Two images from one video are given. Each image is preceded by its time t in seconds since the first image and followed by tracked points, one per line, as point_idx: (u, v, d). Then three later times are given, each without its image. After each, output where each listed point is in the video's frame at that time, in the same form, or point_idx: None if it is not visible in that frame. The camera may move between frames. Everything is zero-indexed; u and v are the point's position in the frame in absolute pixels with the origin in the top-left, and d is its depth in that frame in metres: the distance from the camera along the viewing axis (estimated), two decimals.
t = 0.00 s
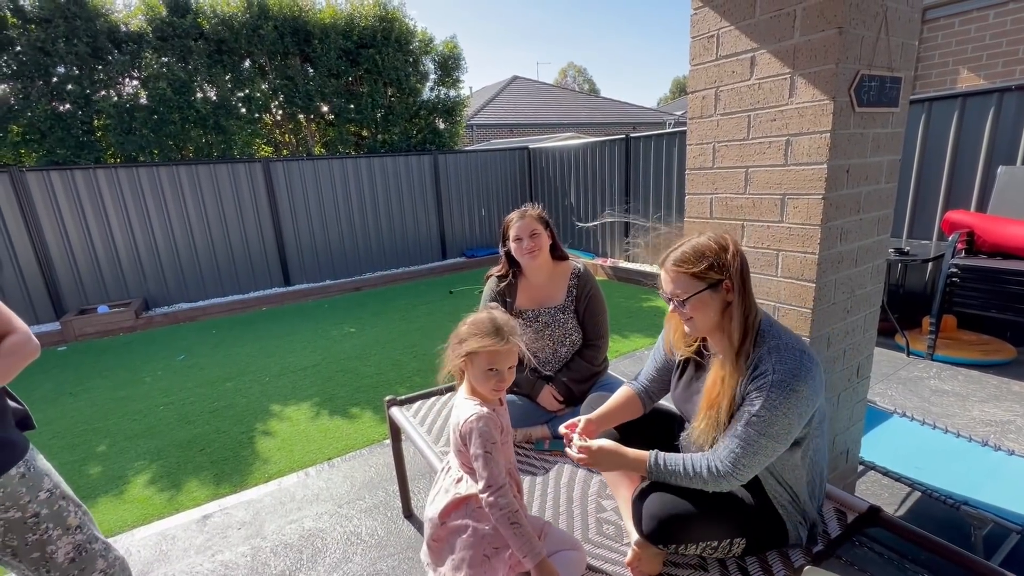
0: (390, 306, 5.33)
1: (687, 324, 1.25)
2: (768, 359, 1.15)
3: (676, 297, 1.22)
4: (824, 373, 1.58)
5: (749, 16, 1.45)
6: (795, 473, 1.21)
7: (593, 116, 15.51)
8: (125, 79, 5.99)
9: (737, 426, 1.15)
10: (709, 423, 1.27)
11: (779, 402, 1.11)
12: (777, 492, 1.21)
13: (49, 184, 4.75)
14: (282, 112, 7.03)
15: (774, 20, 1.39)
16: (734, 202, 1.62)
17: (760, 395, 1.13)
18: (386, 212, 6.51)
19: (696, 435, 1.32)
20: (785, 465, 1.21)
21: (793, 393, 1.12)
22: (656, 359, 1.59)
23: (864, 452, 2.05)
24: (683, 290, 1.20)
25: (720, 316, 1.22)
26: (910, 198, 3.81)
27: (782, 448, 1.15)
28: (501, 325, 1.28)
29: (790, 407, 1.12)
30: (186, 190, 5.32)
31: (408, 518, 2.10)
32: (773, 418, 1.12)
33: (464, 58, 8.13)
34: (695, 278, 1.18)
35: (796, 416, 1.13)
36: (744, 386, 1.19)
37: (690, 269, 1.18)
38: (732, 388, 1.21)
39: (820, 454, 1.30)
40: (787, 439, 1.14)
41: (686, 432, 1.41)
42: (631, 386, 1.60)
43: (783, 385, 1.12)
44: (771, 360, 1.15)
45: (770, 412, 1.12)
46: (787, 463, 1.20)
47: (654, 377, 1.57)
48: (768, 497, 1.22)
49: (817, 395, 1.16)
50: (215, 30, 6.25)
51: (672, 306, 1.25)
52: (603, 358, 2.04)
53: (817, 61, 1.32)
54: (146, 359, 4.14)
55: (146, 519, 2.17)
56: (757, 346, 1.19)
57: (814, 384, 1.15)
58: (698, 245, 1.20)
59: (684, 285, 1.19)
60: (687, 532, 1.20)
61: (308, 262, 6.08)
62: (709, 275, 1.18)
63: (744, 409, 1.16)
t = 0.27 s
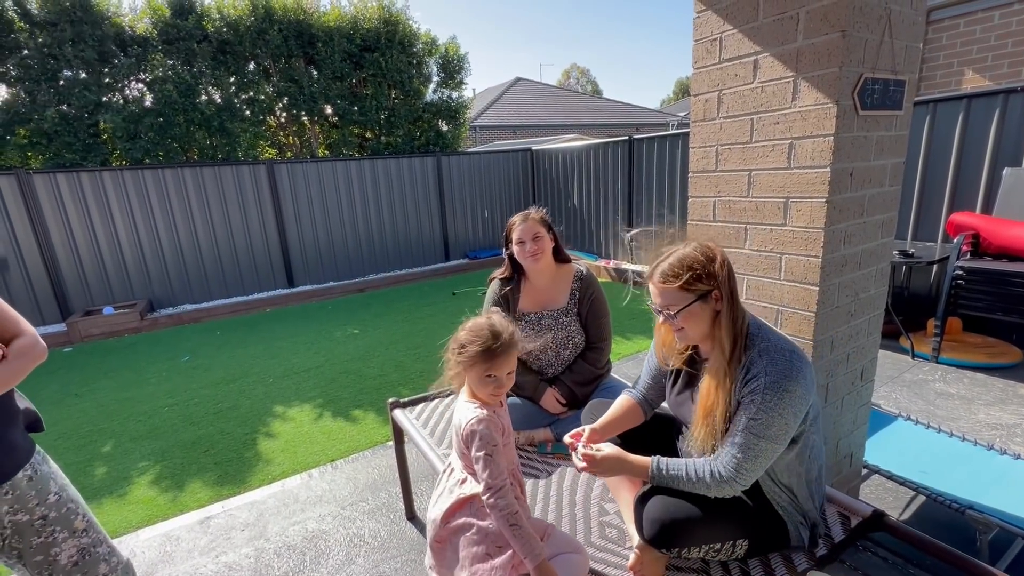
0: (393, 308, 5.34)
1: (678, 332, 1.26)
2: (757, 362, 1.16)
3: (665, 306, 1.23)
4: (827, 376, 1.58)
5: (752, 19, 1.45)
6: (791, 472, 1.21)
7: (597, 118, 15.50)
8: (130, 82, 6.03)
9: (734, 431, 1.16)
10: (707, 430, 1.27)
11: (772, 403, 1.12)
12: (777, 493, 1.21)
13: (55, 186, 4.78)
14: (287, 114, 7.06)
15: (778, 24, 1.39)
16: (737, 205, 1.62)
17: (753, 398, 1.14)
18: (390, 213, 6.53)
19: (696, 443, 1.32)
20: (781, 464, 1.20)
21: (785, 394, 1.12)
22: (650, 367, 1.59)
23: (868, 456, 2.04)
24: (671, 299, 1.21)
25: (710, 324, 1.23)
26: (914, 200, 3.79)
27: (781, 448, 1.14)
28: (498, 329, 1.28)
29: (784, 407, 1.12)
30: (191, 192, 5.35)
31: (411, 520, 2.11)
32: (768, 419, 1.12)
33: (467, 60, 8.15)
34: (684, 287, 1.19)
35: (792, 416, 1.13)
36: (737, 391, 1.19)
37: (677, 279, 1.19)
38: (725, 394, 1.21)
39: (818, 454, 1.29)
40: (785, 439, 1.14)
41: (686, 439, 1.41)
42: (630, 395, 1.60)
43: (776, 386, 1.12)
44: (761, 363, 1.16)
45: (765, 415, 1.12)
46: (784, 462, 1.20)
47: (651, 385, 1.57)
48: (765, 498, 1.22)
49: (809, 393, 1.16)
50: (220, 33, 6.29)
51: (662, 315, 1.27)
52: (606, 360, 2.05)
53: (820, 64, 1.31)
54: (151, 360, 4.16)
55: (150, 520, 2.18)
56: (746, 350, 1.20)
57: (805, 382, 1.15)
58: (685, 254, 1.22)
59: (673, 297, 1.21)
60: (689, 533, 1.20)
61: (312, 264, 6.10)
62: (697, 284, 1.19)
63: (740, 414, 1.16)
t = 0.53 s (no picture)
0: (397, 308, 5.34)
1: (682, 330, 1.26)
2: (759, 358, 1.16)
3: (669, 304, 1.23)
4: (833, 377, 1.57)
5: (758, 19, 1.45)
6: (798, 472, 1.21)
7: (601, 119, 15.50)
8: (136, 84, 6.06)
9: (738, 428, 1.15)
10: (711, 429, 1.27)
11: (775, 399, 1.11)
12: (781, 491, 1.21)
13: (62, 187, 4.81)
14: (291, 116, 7.08)
15: (784, 23, 1.39)
16: (742, 205, 1.61)
17: (756, 394, 1.13)
18: (393, 214, 6.54)
19: (700, 442, 1.32)
20: (788, 462, 1.20)
21: (787, 389, 1.12)
22: (657, 366, 1.59)
23: (875, 457, 2.03)
24: (674, 299, 1.21)
25: (714, 322, 1.23)
26: (920, 200, 3.77)
27: (785, 445, 1.14)
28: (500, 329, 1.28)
29: (786, 402, 1.12)
30: (196, 193, 5.38)
31: (415, 520, 2.11)
32: (771, 415, 1.11)
33: (471, 62, 8.16)
34: (688, 286, 1.19)
35: (794, 411, 1.13)
36: (740, 388, 1.19)
37: (680, 278, 1.19)
38: (727, 391, 1.22)
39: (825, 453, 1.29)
40: (789, 435, 1.13)
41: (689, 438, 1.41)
42: (638, 394, 1.60)
43: (778, 382, 1.12)
44: (762, 359, 1.15)
45: (767, 411, 1.12)
46: (790, 460, 1.20)
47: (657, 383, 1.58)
48: (771, 497, 1.22)
49: (812, 388, 1.16)
50: (225, 35, 6.31)
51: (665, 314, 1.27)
52: (611, 361, 2.05)
53: (827, 64, 1.31)
54: (157, 361, 4.18)
55: (156, 519, 2.19)
56: (748, 347, 1.20)
57: (807, 377, 1.15)
58: (689, 253, 1.22)
59: (676, 295, 1.21)
60: (696, 532, 1.19)
61: (316, 265, 6.12)
62: (700, 283, 1.19)
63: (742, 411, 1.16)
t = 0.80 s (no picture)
0: (400, 309, 5.35)
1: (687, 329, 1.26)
2: (765, 357, 1.15)
3: (675, 304, 1.23)
4: (838, 379, 1.56)
5: (761, 20, 1.45)
6: (803, 472, 1.20)
7: (604, 120, 15.49)
8: (141, 86, 6.09)
9: (743, 428, 1.15)
10: (717, 429, 1.26)
11: (781, 398, 1.11)
12: (787, 493, 1.20)
13: (68, 188, 4.84)
14: (295, 117, 7.10)
15: (788, 24, 1.39)
16: (745, 206, 1.61)
17: (762, 393, 1.13)
18: (396, 215, 6.55)
19: (706, 442, 1.31)
20: (793, 461, 1.19)
21: (794, 389, 1.11)
22: (660, 365, 1.58)
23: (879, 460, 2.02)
24: (680, 298, 1.21)
25: (719, 322, 1.23)
26: (925, 202, 3.76)
27: (791, 445, 1.13)
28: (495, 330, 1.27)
29: (792, 402, 1.11)
30: (201, 194, 5.40)
31: (418, 521, 2.11)
32: (777, 415, 1.11)
33: (475, 64, 8.18)
34: (693, 286, 1.19)
35: (800, 411, 1.12)
36: (745, 388, 1.19)
37: (685, 277, 1.19)
38: (733, 391, 1.21)
39: (830, 454, 1.28)
40: (795, 436, 1.12)
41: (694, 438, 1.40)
42: (642, 394, 1.60)
43: (783, 381, 1.11)
44: (768, 358, 1.15)
45: (773, 410, 1.11)
46: (796, 460, 1.19)
47: (662, 383, 1.57)
48: (777, 498, 1.21)
49: (818, 388, 1.15)
50: (230, 37, 6.35)
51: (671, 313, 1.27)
52: (616, 364, 2.06)
53: (831, 64, 1.30)
54: (161, 361, 4.19)
55: (159, 519, 2.19)
56: (754, 346, 1.19)
57: (813, 377, 1.14)
58: (695, 252, 1.21)
59: (682, 294, 1.20)
60: (701, 532, 1.18)
61: (319, 266, 6.13)
62: (706, 283, 1.19)
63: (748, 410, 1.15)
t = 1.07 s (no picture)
0: (402, 311, 5.35)
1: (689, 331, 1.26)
2: (767, 360, 1.15)
3: (677, 306, 1.22)
4: (841, 382, 1.56)
5: (764, 22, 1.44)
6: (807, 476, 1.19)
7: (606, 122, 15.51)
8: (145, 88, 6.12)
9: (746, 431, 1.14)
10: (719, 432, 1.26)
11: (784, 402, 1.10)
12: (790, 497, 1.19)
13: (72, 189, 4.86)
14: (298, 119, 7.13)
15: (790, 25, 1.38)
16: (748, 208, 1.60)
17: (764, 396, 1.12)
18: (398, 217, 6.56)
19: (708, 445, 1.31)
20: (797, 465, 1.18)
21: (796, 392, 1.11)
22: (662, 367, 1.58)
23: (882, 463, 2.01)
24: (682, 300, 1.21)
25: (721, 324, 1.22)
26: (929, 204, 3.74)
27: (795, 448, 1.13)
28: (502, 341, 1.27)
29: (795, 406, 1.11)
30: (204, 195, 5.41)
31: (419, 523, 2.11)
32: (780, 418, 1.10)
33: (477, 66, 8.19)
34: (695, 287, 1.19)
35: (803, 415, 1.11)
36: (748, 390, 1.19)
37: (687, 279, 1.19)
38: (736, 393, 1.21)
39: (834, 457, 1.27)
40: (798, 439, 1.12)
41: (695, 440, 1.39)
42: (645, 396, 1.60)
43: (786, 385, 1.11)
44: (770, 361, 1.14)
45: (776, 413, 1.10)
46: (799, 463, 1.18)
47: (665, 386, 1.56)
48: (780, 502, 1.20)
49: (821, 391, 1.14)
50: (234, 39, 6.38)
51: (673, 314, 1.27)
52: (616, 374, 2.02)
53: (834, 66, 1.30)
54: (164, 362, 4.20)
55: (161, 520, 2.19)
56: (756, 349, 1.19)
57: (816, 380, 1.13)
58: (697, 254, 1.21)
59: (684, 296, 1.20)
60: (703, 536, 1.18)
61: (322, 267, 6.14)
62: (708, 285, 1.18)
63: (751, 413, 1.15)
